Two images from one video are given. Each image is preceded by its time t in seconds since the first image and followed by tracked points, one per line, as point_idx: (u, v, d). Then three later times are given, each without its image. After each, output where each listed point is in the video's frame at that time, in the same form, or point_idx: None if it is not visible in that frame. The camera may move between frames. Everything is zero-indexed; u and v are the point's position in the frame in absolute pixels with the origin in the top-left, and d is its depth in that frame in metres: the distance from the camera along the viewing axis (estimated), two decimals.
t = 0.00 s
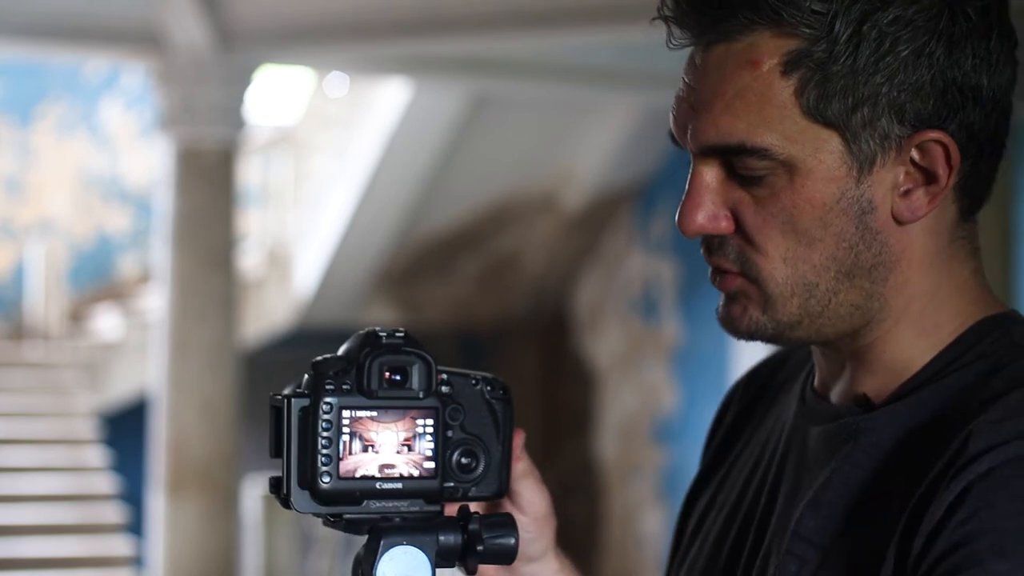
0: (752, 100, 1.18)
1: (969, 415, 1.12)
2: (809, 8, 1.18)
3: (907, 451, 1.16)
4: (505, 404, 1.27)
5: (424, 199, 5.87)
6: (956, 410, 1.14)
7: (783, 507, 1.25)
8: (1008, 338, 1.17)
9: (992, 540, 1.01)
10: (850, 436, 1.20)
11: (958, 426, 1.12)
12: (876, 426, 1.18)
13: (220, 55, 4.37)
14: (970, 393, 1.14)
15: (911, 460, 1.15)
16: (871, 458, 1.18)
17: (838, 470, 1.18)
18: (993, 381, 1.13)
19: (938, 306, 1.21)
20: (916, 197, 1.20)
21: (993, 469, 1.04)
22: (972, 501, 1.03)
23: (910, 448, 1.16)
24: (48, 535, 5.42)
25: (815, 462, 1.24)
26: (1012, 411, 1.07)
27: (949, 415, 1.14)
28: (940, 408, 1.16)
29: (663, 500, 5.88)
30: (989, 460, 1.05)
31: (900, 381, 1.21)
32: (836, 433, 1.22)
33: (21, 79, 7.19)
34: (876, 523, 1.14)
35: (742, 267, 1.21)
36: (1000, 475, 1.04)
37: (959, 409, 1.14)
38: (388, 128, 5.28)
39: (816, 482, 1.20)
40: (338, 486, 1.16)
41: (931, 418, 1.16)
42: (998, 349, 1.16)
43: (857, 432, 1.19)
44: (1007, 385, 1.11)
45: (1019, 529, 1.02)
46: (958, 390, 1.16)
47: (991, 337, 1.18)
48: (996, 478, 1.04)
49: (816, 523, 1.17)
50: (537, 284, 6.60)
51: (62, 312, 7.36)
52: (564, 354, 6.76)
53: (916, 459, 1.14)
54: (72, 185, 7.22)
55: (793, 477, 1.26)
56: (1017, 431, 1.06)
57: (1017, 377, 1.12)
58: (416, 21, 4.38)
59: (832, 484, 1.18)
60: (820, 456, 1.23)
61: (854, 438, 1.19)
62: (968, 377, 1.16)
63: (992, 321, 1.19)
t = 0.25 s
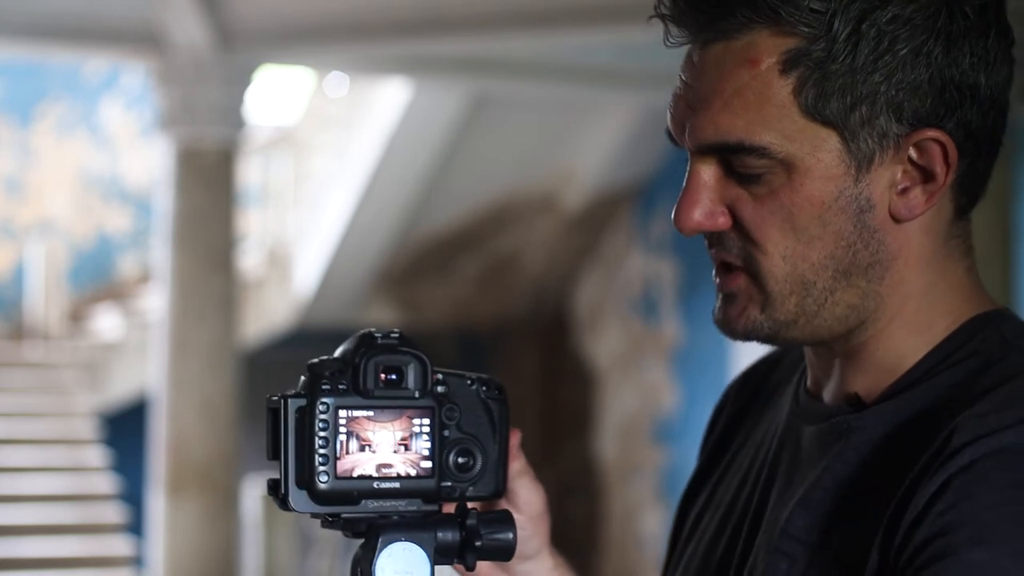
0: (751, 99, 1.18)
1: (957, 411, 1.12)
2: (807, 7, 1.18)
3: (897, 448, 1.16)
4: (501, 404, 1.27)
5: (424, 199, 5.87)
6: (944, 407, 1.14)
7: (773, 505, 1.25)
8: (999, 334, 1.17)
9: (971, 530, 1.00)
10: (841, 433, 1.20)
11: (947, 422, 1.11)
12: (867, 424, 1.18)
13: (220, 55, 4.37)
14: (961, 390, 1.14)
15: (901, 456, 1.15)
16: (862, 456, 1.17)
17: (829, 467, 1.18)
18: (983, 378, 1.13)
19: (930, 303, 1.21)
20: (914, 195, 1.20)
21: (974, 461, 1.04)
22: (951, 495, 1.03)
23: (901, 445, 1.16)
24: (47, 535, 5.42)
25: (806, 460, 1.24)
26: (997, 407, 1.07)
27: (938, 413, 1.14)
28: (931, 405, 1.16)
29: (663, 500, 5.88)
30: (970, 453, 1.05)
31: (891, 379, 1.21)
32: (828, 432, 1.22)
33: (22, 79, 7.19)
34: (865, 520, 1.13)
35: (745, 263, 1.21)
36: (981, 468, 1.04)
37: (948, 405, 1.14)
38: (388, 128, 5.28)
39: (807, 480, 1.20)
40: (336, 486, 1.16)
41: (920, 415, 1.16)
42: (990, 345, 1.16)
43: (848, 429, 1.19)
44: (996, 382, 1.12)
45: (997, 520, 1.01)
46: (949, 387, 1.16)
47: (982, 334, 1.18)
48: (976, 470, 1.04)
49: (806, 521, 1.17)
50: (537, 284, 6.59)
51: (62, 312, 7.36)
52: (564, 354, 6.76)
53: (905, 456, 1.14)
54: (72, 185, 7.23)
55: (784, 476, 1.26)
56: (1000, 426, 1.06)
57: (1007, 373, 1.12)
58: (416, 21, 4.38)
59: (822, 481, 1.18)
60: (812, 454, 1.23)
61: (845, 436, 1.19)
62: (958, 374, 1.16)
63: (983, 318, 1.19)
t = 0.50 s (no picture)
0: (745, 91, 1.19)
1: (958, 409, 1.12)
2: None
3: (896, 448, 1.16)
4: (500, 404, 1.26)
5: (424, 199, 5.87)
6: (944, 406, 1.14)
7: (772, 504, 1.25)
8: (998, 333, 1.17)
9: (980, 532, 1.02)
10: (840, 433, 1.19)
11: (948, 421, 1.12)
12: (866, 422, 1.18)
13: (220, 54, 4.37)
14: (960, 388, 1.14)
15: (900, 456, 1.15)
16: (861, 456, 1.17)
17: (828, 467, 1.18)
18: (983, 376, 1.14)
19: (930, 302, 1.21)
20: (906, 193, 1.20)
21: (982, 460, 1.05)
22: (960, 493, 1.03)
23: (901, 445, 1.15)
24: (48, 535, 5.42)
25: (805, 459, 1.24)
26: (1001, 405, 1.08)
27: (937, 413, 1.14)
28: (932, 403, 1.16)
29: (663, 500, 5.87)
30: (977, 452, 1.05)
31: (891, 378, 1.21)
32: (826, 431, 1.22)
33: (21, 79, 7.19)
34: (865, 519, 1.14)
35: (735, 257, 1.22)
36: (988, 467, 1.04)
37: (948, 405, 1.14)
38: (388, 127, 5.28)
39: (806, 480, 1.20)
40: (335, 486, 1.16)
41: (919, 414, 1.16)
42: (989, 344, 1.16)
43: (847, 428, 1.19)
44: (996, 380, 1.12)
45: (1006, 521, 1.02)
46: (948, 386, 1.16)
47: (981, 333, 1.18)
48: (985, 470, 1.04)
49: (806, 521, 1.18)
50: (537, 284, 6.59)
51: (62, 312, 7.35)
52: (564, 354, 6.76)
53: (905, 456, 1.14)
54: (72, 185, 7.23)
55: (783, 476, 1.26)
56: (1006, 424, 1.06)
57: (1007, 372, 1.12)
58: (416, 21, 4.38)
59: (822, 481, 1.18)
60: (810, 454, 1.23)
61: (844, 435, 1.19)
62: (958, 375, 1.16)
63: (983, 317, 1.19)
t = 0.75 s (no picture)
0: (741, 88, 1.19)
1: (957, 413, 1.12)
2: None
3: (895, 451, 1.16)
4: (496, 405, 1.25)
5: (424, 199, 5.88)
6: (943, 411, 1.14)
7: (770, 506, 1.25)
8: (997, 335, 1.17)
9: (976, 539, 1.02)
10: (839, 436, 1.19)
11: (947, 425, 1.12)
12: (865, 426, 1.18)
13: (220, 54, 4.37)
14: (958, 393, 1.15)
15: (899, 458, 1.15)
16: (859, 458, 1.17)
17: (828, 470, 1.18)
18: (981, 380, 1.14)
19: (930, 302, 1.21)
20: (900, 195, 1.20)
21: (977, 467, 1.05)
22: (954, 502, 1.03)
23: (900, 448, 1.15)
24: (48, 535, 5.42)
25: (804, 461, 1.23)
26: (1000, 411, 1.08)
27: (937, 416, 1.14)
28: (931, 407, 1.16)
29: (663, 500, 5.87)
30: (973, 459, 1.05)
31: (891, 380, 1.21)
32: (826, 434, 1.22)
33: (22, 79, 7.20)
34: (862, 522, 1.13)
35: (731, 254, 1.22)
36: (983, 474, 1.04)
37: (946, 409, 1.14)
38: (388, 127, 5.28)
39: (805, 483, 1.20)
40: (334, 486, 1.16)
41: (918, 419, 1.16)
42: (987, 348, 1.17)
43: (846, 432, 1.19)
44: (996, 385, 1.12)
45: (999, 529, 1.02)
46: (947, 389, 1.16)
47: (979, 336, 1.18)
48: (980, 476, 1.04)
49: (804, 524, 1.18)
50: (537, 284, 6.59)
51: (62, 312, 7.35)
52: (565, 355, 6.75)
53: (904, 459, 1.14)
54: (72, 185, 7.23)
55: (780, 477, 1.26)
56: (1004, 430, 1.06)
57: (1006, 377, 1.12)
58: (415, 21, 4.39)
59: (822, 485, 1.18)
60: (809, 457, 1.23)
61: (843, 438, 1.19)
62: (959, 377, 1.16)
63: (983, 319, 1.19)
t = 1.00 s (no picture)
0: (775, 75, 1.17)
1: (952, 413, 1.12)
2: None
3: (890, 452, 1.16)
4: (496, 405, 1.25)
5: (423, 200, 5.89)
6: (939, 412, 1.14)
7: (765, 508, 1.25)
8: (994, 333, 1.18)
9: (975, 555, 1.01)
10: (836, 438, 1.20)
11: (943, 426, 1.12)
12: (861, 427, 1.18)
13: (220, 54, 4.38)
14: (954, 393, 1.14)
15: (893, 459, 1.15)
16: (853, 459, 1.17)
17: (824, 472, 1.18)
18: (977, 379, 1.14)
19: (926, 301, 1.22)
20: (925, 182, 1.20)
21: (976, 475, 1.04)
22: (953, 511, 1.03)
23: (895, 450, 1.15)
24: (48, 535, 5.42)
25: (799, 463, 1.24)
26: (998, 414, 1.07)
27: (932, 416, 1.14)
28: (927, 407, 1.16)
29: (663, 500, 5.87)
30: (973, 466, 1.04)
31: (887, 379, 1.22)
32: (822, 436, 1.22)
33: (22, 79, 7.20)
34: (857, 523, 1.13)
35: (760, 250, 1.19)
36: (981, 482, 1.03)
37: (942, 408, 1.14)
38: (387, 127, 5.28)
39: (801, 484, 1.20)
40: (334, 486, 1.15)
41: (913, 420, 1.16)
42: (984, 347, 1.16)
43: (843, 434, 1.19)
44: (990, 383, 1.12)
45: (1002, 538, 1.01)
46: (943, 388, 1.16)
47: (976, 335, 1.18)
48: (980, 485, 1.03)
49: (800, 528, 1.18)
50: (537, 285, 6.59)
51: (62, 312, 7.34)
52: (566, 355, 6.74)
53: (898, 460, 1.14)
54: (72, 185, 7.23)
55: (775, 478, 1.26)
56: (1003, 434, 1.05)
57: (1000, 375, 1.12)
58: (415, 21, 4.39)
59: (820, 487, 1.18)
60: (805, 458, 1.23)
61: (840, 440, 1.19)
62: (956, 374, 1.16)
63: (975, 316, 1.20)
